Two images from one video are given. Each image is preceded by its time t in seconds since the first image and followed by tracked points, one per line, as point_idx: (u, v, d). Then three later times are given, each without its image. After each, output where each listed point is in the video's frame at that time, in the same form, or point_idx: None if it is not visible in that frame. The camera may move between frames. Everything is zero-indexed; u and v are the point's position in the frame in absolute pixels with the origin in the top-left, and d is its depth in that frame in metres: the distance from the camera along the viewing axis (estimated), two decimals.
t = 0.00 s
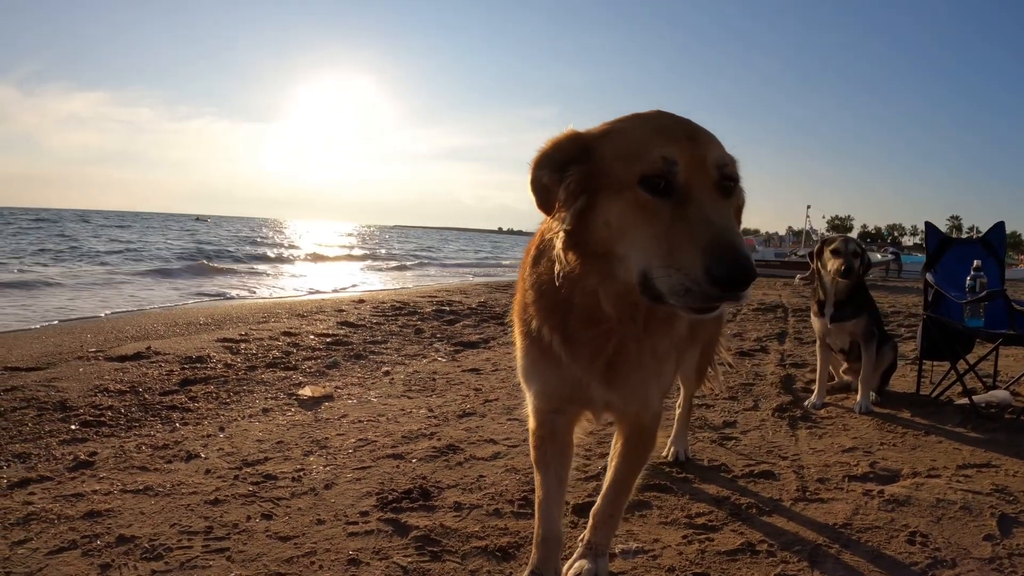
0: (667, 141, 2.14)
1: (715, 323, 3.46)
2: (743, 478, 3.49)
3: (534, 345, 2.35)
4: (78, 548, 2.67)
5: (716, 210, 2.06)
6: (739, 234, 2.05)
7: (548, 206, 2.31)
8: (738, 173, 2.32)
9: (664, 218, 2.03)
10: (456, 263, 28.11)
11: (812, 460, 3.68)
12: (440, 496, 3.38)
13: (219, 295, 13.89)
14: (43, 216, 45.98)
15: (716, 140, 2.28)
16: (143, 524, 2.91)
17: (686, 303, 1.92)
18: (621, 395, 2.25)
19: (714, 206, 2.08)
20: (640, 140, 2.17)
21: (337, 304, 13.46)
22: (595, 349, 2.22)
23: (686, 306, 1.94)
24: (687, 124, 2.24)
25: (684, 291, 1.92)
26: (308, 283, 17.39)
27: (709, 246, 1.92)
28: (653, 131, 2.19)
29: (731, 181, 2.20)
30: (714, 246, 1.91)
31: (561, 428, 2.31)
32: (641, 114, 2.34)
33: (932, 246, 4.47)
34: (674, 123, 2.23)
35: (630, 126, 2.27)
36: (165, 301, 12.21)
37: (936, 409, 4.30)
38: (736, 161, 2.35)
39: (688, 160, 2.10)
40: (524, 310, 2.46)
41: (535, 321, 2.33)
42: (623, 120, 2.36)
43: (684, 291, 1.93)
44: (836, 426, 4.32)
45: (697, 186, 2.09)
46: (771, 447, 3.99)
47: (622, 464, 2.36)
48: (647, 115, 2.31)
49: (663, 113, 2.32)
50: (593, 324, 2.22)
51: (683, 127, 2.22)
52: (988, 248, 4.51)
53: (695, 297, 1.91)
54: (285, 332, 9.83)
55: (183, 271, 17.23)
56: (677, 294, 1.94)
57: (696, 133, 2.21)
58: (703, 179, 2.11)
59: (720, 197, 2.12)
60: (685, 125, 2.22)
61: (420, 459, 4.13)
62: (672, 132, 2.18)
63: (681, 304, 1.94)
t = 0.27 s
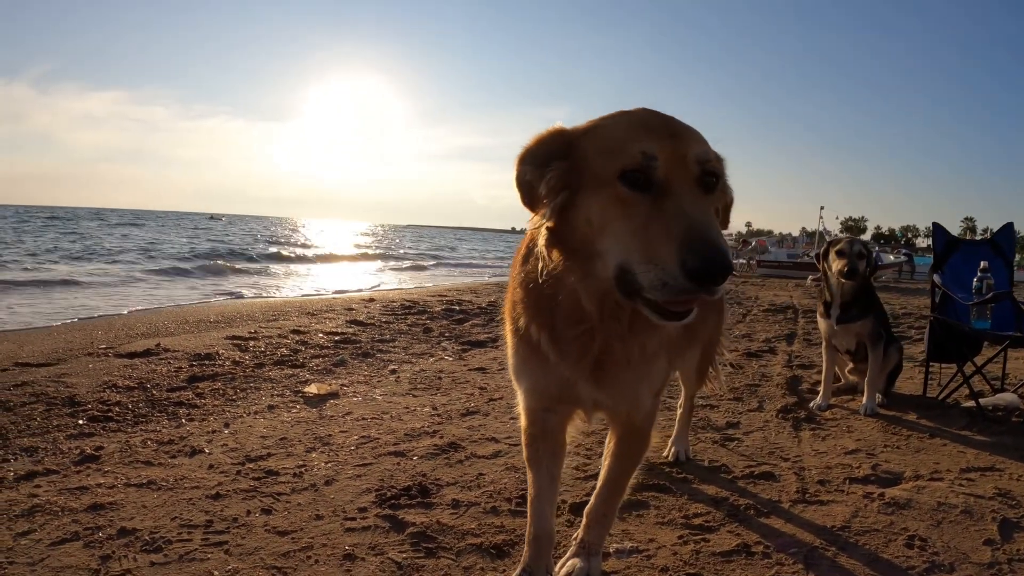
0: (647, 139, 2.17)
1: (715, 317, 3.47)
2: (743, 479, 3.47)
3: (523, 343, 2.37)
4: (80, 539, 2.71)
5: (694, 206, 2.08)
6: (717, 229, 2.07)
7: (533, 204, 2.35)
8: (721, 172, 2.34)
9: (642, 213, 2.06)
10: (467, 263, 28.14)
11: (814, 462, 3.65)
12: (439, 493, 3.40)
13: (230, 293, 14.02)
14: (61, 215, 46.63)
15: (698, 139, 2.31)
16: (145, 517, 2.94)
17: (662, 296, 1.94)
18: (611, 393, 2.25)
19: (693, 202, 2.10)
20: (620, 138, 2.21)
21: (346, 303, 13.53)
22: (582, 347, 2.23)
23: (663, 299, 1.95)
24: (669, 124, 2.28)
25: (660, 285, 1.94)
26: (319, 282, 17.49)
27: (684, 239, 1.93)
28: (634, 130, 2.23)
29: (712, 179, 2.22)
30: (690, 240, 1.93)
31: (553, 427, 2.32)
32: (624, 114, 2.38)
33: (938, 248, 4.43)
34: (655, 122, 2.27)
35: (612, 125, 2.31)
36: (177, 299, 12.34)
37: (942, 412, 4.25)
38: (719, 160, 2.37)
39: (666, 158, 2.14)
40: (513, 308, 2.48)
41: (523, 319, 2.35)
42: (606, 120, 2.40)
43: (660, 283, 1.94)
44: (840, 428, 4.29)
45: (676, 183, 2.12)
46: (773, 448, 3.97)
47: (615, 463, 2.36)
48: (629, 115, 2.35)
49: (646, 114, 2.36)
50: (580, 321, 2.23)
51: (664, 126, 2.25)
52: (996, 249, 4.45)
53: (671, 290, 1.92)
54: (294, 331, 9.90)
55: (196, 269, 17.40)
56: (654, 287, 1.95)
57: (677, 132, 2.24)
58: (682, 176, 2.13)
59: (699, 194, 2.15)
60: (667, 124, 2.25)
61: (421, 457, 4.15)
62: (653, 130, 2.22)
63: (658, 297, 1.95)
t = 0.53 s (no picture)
0: (632, 140, 2.21)
1: (715, 316, 3.51)
2: (742, 481, 3.46)
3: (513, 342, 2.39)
4: (83, 531, 2.76)
5: (676, 208, 2.11)
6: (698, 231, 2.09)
7: (520, 202, 2.38)
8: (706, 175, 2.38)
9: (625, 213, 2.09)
10: (478, 262, 28.19)
11: (816, 464, 3.63)
12: (438, 491, 3.42)
13: (242, 291, 14.16)
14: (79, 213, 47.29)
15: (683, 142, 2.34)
16: (147, 510, 2.99)
17: (641, 294, 1.96)
18: (602, 393, 2.26)
19: (675, 204, 2.13)
20: (606, 139, 2.24)
21: (357, 301, 13.62)
22: (571, 346, 2.25)
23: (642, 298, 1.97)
24: (655, 125, 2.31)
25: (639, 283, 1.96)
26: (331, 281, 17.61)
27: (664, 239, 1.96)
28: (620, 131, 2.26)
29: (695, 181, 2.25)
30: (669, 240, 1.96)
31: (545, 427, 2.33)
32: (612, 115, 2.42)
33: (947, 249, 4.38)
34: (641, 123, 2.30)
35: (599, 125, 2.35)
36: (190, 297, 12.49)
37: (949, 415, 4.20)
38: (705, 163, 2.41)
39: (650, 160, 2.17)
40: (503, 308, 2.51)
41: (512, 318, 2.38)
42: (595, 121, 2.44)
43: (639, 282, 1.97)
44: (845, 430, 4.25)
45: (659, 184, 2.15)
46: (775, 450, 3.95)
47: (608, 464, 2.35)
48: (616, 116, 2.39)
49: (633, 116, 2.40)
50: (568, 320, 2.26)
51: (651, 128, 2.29)
52: (1007, 252, 4.38)
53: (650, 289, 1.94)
54: (304, 329, 9.98)
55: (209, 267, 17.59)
56: (634, 286, 1.98)
57: (663, 134, 2.28)
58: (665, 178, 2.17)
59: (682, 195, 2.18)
60: (652, 126, 2.29)
61: (423, 454, 4.18)
62: (638, 131, 2.25)
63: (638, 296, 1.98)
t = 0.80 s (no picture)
0: (630, 144, 2.22)
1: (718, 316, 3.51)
2: (745, 484, 3.44)
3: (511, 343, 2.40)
4: (89, 526, 2.81)
5: (673, 212, 2.12)
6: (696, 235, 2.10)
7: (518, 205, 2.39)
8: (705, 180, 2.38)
9: (621, 217, 2.10)
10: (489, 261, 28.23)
11: (820, 468, 3.60)
12: (440, 490, 3.43)
13: (253, 289, 14.28)
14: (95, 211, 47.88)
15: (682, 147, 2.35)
16: (152, 506, 3.04)
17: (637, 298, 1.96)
18: (600, 395, 2.26)
19: (672, 209, 2.14)
20: (604, 143, 2.25)
21: (367, 300, 13.70)
22: (568, 347, 2.26)
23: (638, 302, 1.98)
24: (654, 130, 2.32)
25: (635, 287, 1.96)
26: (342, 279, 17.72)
27: (660, 244, 1.97)
28: (618, 134, 2.27)
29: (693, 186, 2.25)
30: (665, 245, 1.96)
31: (543, 428, 2.34)
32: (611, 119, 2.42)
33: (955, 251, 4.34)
34: (640, 127, 2.31)
35: (598, 129, 2.35)
36: (203, 294, 12.62)
37: (957, 419, 4.16)
38: (704, 167, 2.41)
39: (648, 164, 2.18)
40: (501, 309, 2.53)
41: (509, 319, 2.39)
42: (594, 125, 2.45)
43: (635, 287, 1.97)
44: (851, 433, 4.22)
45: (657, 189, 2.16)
46: (779, 452, 3.93)
47: (607, 466, 2.35)
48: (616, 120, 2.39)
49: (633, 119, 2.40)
50: (565, 322, 2.27)
51: (650, 132, 2.29)
52: (1017, 254, 4.33)
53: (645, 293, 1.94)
54: (313, 327, 10.05)
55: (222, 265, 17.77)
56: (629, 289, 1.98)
57: (661, 139, 2.28)
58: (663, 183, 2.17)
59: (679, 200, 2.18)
60: (651, 131, 2.30)
61: (427, 453, 4.20)
62: (637, 135, 2.26)
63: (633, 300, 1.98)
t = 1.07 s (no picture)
0: (634, 151, 2.20)
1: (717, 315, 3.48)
2: (746, 486, 3.42)
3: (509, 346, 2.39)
4: (89, 526, 2.82)
5: (678, 221, 2.11)
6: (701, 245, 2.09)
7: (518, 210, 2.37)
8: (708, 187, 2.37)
9: (625, 226, 2.08)
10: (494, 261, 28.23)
11: (822, 470, 3.58)
12: (440, 491, 3.43)
13: (258, 288, 14.32)
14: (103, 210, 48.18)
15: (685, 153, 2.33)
16: (152, 506, 3.04)
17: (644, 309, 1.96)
18: (597, 398, 2.25)
19: (677, 217, 2.13)
20: (606, 149, 2.23)
21: (372, 299, 13.72)
22: (565, 351, 2.26)
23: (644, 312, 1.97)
24: (657, 136, 2.30)
25: (642, 298, 1.96)
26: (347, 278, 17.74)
27: (667, 255, 1.96)
28: (621, 141, 2.25)
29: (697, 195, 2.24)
30: (672, 256, 1.96)
31: (540, 430, 2.34)
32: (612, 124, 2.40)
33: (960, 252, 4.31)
34: (643, 134, 2.29)
35: (600, 134, 2.33)
36: (208, 293, 12.66)
37: (961, 421, 4.12)
38: (706, 174, 2.40)
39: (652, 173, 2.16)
40: (498, 311, 2.52)
41: (507, 322, 2.39)
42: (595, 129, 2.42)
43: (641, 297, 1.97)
44: (854, 435, 4.19)
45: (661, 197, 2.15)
46: (781, 454, 3.90)
47: (605, 469, 2.35)
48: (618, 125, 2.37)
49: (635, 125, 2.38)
50: (564, 326, 2.26)
51: (653, 139, 2.27)
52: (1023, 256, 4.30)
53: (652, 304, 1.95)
54: (317, 326, 10.07)
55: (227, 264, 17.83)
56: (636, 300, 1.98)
57: (664, 146, 2.27)
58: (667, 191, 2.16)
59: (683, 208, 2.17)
60: (654, 137, 2.28)
61: (428, 454, 4.19)
62: (640, 142, 2.24)
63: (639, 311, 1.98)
